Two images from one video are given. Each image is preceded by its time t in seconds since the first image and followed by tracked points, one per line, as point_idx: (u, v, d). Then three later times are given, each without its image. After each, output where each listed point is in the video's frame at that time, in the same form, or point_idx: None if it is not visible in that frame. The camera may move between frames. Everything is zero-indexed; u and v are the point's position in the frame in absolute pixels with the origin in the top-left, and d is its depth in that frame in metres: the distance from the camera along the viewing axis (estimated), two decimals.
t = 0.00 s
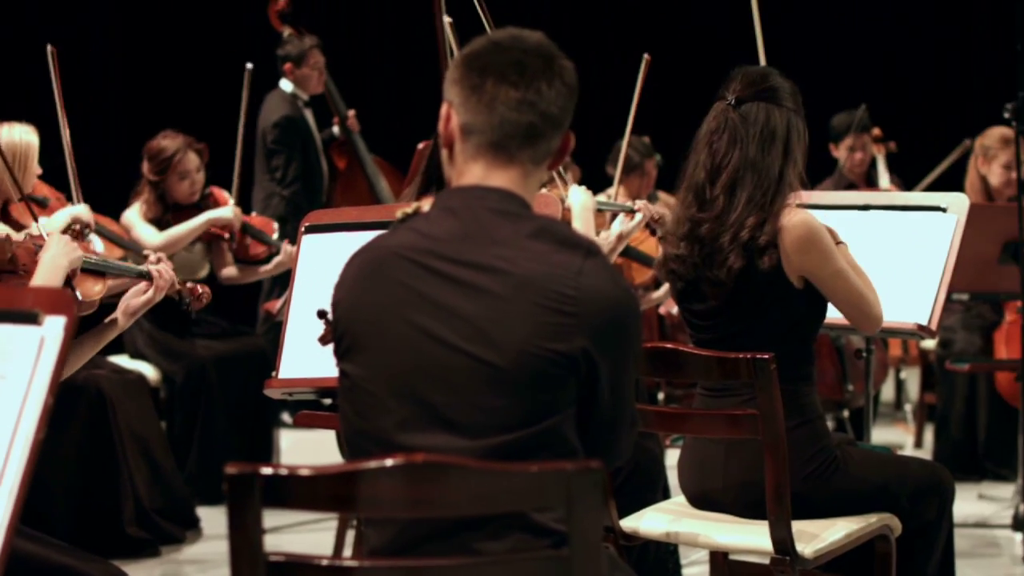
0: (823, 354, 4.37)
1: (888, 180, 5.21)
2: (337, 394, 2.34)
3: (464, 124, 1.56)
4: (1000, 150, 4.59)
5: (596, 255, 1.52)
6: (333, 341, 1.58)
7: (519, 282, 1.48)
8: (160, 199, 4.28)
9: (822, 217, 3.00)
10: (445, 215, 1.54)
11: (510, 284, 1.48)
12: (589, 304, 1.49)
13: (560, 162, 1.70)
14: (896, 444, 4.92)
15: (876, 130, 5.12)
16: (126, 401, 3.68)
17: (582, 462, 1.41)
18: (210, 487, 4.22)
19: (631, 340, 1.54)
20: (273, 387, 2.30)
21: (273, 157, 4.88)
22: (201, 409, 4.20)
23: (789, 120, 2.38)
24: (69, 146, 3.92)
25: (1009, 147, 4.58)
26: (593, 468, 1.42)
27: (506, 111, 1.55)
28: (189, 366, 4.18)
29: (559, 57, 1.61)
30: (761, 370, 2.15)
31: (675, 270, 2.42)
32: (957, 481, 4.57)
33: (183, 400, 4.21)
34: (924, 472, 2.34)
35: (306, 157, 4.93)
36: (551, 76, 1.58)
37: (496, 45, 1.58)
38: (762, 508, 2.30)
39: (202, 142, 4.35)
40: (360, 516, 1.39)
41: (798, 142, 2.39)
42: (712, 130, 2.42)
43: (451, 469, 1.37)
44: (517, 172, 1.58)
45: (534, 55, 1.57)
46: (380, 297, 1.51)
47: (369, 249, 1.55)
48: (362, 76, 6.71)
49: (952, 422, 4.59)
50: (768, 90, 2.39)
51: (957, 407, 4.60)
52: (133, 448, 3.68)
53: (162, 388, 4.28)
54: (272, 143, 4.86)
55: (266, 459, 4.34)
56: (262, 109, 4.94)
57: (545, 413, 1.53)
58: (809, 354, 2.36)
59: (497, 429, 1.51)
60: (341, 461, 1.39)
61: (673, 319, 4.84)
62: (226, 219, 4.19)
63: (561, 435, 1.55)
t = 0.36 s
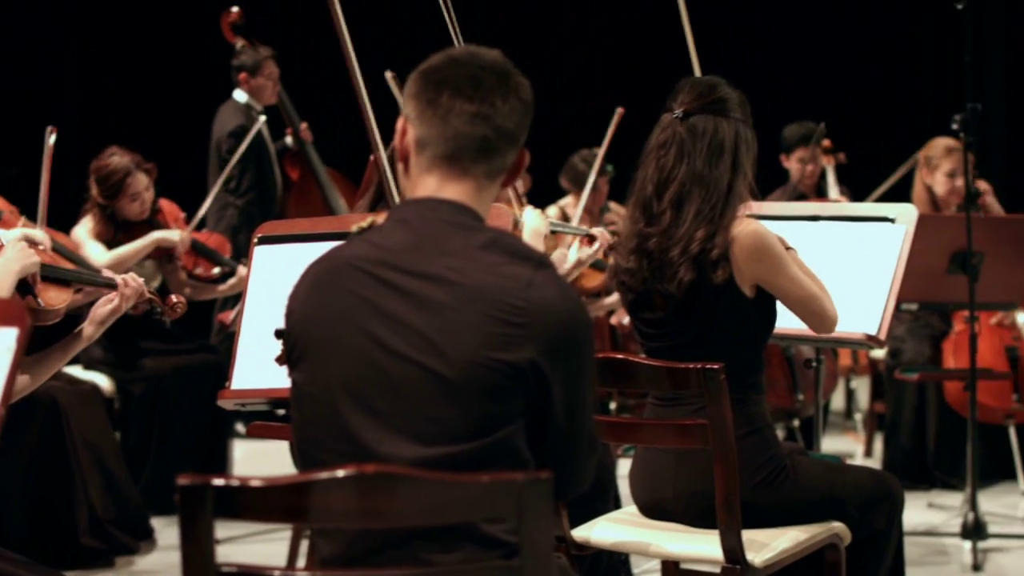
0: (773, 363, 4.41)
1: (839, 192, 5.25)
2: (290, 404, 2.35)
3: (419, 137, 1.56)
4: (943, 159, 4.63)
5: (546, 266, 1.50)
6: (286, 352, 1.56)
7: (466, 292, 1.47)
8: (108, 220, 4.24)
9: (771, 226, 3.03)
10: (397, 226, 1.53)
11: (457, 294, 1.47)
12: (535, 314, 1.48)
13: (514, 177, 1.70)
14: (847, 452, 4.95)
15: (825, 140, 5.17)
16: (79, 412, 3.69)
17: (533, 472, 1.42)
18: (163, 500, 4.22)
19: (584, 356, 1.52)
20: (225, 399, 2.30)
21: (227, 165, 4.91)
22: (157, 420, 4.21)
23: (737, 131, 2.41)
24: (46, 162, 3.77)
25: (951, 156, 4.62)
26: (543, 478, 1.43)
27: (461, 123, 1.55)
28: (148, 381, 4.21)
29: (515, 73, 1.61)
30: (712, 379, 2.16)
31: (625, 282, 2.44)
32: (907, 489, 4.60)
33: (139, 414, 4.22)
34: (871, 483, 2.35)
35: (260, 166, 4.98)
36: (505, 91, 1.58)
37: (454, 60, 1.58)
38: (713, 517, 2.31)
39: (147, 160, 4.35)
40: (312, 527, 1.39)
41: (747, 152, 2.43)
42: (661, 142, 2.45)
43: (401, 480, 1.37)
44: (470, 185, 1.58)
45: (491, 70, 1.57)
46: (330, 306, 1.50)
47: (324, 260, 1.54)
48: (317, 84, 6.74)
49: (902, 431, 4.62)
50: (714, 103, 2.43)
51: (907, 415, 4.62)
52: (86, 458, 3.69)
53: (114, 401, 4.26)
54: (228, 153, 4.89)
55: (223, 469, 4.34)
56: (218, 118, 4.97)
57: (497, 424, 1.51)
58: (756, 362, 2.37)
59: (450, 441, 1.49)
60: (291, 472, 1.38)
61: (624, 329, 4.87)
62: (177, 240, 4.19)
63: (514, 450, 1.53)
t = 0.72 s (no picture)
0: (720, 376, 4.41)
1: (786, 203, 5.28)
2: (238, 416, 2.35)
3: (371, 148, 1.53)
4: (884, 171, 4.66)
5: (497, 281, 1.48)
6: (236, 361, 1.55)
7: (414, 307, 1.45)
8: (43, 226, 4.14)
9: (717, 237, 3.05)
10: (349, 238, 1.51)
11: (407, 308, 1.45)
12: (484, 330, 1.45)
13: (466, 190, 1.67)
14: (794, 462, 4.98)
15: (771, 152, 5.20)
16: (27, 424, 3.68)
17: (477, 484, 1.42)
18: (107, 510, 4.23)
19: (536, 371, 1.50)
20: (174, 411, 2.30)
21: (179, 178, 4.90)
22: (110, 427, 4.21)
23: (684, 143, 2.43)
24: None
25: (891, 166, 4.65)
26: (489, 490, 1.43)
27: (413, 136, 1.52)
28: (94, 398, 4.19)
29: (466, 84, 1.58)
30: (659, 391, 2.17)
31: (575, 297, 2.44)
32: (853, 498, 4.63)
33: (84, 429, 4.21)
34: (813, 494, 2.39)
35: (210, 176, 4.93)
36: (458, 103, 1.55)
37: (407, 71, 1.55)
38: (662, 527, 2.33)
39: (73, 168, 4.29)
40: (261, 538, 1.39)
41: (692, 164, 2.44)
42: (611, 159, 2.45)
43: (345, 492, 1.37)
44: (422, 198, 1.55)
45: (443, 83, 1.55)
46: (280, 318, 1.49)
47: (274, 272, 1.53)
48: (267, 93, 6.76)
49: (848, 440, 4.65)
50: (661, 117, 2.44)
51: (852, 425, 4.65)
52: (34, 470, 3.68)
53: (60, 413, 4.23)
54: (177, 164, 4.87)
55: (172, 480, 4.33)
56: (166, 132, 4.95)
57: (445, 438, 1.49)
58: (705, 372, 2.39)
59: (402, 454, 1.47)
60: (238, 485, 1.39)
61: (572, 339, 4.90)
62: (108, 248, 4.16)
63: (462, 464, 1.51)
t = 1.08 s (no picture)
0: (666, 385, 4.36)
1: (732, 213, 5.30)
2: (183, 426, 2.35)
3: (323, 159, 1.51)
4: (828, 182, 4.69)
5: (447, 293, 1.48)
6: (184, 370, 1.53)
7: (362, 319, 1.44)
8: None
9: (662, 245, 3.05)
10: (298, 248, 1.50)
11: (354, 320, 1.44)
12: (432, 345, 1.44)
13: (419, 200, 1.65)
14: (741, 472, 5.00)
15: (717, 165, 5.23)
16: None
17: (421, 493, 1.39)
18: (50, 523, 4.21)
19: (485, 384, 1.49)
20: (118, 421, 2.29)
21: (123, 189, 4.81)
22: (53, 443, 4.18)
23: (634, 156, 2.44)
24: None
25: (836, 178, 4.68)
26: (433, 499, 1.40)
27: (364, 148, 1.51)
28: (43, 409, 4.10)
29: (421, 97, 1.57)
30: (604, 401, 2.17)
31: (520, 301, 2.43)
32: (799, 507, 4.63)
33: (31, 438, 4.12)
34: (760, 503, 2.39)
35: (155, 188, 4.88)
36: (411, 114, 1.54)
37: (361, 81, 1.53)
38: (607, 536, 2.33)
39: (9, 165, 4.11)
40: (205, 549, 1.38)
41: (642, 177, 2.45)
42: (561, 166, 2.45)
43: (292, 501, 1.35)
44: (373, 211, 1.53)
45: (397, 95, 1.53)
46: (227, 328, 1.47)
47: (224, 281, 1.51)
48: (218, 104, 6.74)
49: (795, 449, 4.65)
50: (613, 128, 2.45)
51: (798, 435, 4.66)
52: None
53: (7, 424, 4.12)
54: (122, 175, 4.79)
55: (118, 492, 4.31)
56: (111, 143, 4.88)
57: (394, 451, 1.47)
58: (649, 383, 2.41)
59: (350, 467, 1.45)
60: (185, 494, 1.38)
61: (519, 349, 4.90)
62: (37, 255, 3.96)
63: (413, 479, 1.50)
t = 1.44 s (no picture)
0: (612, 393, 4.30)
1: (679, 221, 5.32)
2: (126, 436, 2.34)
3: (276, 167, 1.49)
4: (776, 190, 4.71)
5: (399, 306, 1.45)
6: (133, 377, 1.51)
7: (315, 330, 1.42)
8: None
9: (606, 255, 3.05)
10: (251, 258, 1.48)
11: (307, 331, 1.42)
12: (384, 356, 1.42)
13: (373, 212, 1.63)
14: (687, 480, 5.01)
15: (665, 173, 5.26)
16: None
17: (364, 501, 1.38)
18: None
19: (432, 402, 1.47)
20: (60, 431, 2.28)
21: (67, 196, 4.78)
22: None
23: (588, 166, 2.45)
24: None
25: (783, 186, 4.70)
26: (376, 508, 1.39)
27: (318, 158, 1.49)
28: None
29: (378, 108, 1.55)
30: (548, 409, 2.18)
31: (467, 303, 2.42)
32: (745, 515, 4.65)
33: None
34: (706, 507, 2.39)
35: (100, 195, 4.88)
36: (367, 125, 1.52)
37: (316, 90, 1.51)
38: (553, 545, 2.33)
39: None
40: (148, 559, 1.36)
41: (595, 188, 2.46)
42: (513, 170, 2.45)
43: (234, 512, 1.33)
44: (325, 221, 1.51)
45: (353, 106, 1.51)
46: (177, 336, 1.46)
47: (174, 288, 1.50)
48: (167, 113, 6.71)
49: (742, 459, 4.67)
50: (569, 137, 2.45)
51: (745, 442, 4.68)
52: None
53: None
54: (66, 182, 4.76)
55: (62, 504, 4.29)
56: (55, 151, 4.86)
57: (341, 461, 1.46)
58: (594, 393, 2.42)
59: (295, 479, 1.44)
60: (125, 507, 1.35)
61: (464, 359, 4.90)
62: None
63: (361, 491, 1.48)
